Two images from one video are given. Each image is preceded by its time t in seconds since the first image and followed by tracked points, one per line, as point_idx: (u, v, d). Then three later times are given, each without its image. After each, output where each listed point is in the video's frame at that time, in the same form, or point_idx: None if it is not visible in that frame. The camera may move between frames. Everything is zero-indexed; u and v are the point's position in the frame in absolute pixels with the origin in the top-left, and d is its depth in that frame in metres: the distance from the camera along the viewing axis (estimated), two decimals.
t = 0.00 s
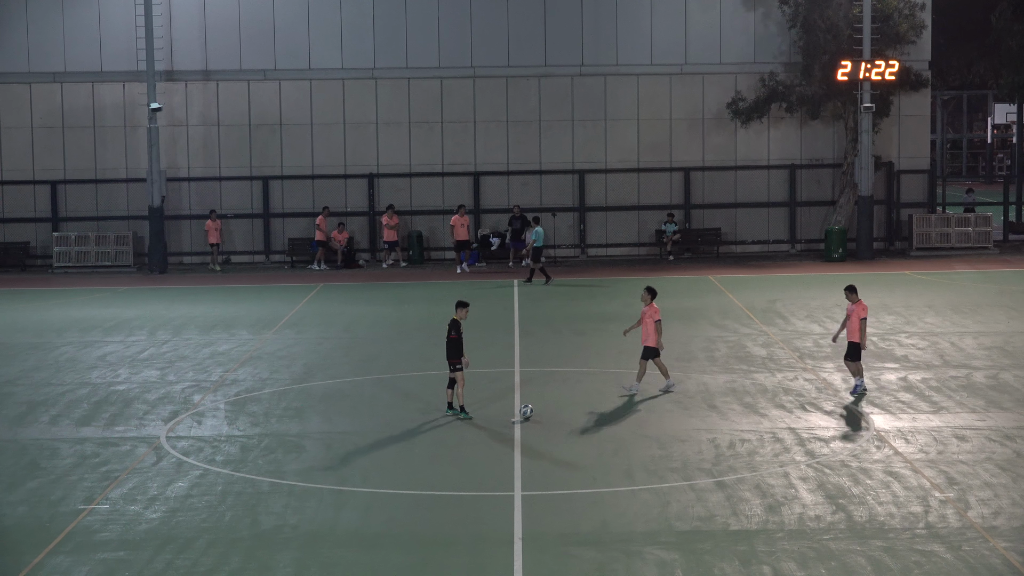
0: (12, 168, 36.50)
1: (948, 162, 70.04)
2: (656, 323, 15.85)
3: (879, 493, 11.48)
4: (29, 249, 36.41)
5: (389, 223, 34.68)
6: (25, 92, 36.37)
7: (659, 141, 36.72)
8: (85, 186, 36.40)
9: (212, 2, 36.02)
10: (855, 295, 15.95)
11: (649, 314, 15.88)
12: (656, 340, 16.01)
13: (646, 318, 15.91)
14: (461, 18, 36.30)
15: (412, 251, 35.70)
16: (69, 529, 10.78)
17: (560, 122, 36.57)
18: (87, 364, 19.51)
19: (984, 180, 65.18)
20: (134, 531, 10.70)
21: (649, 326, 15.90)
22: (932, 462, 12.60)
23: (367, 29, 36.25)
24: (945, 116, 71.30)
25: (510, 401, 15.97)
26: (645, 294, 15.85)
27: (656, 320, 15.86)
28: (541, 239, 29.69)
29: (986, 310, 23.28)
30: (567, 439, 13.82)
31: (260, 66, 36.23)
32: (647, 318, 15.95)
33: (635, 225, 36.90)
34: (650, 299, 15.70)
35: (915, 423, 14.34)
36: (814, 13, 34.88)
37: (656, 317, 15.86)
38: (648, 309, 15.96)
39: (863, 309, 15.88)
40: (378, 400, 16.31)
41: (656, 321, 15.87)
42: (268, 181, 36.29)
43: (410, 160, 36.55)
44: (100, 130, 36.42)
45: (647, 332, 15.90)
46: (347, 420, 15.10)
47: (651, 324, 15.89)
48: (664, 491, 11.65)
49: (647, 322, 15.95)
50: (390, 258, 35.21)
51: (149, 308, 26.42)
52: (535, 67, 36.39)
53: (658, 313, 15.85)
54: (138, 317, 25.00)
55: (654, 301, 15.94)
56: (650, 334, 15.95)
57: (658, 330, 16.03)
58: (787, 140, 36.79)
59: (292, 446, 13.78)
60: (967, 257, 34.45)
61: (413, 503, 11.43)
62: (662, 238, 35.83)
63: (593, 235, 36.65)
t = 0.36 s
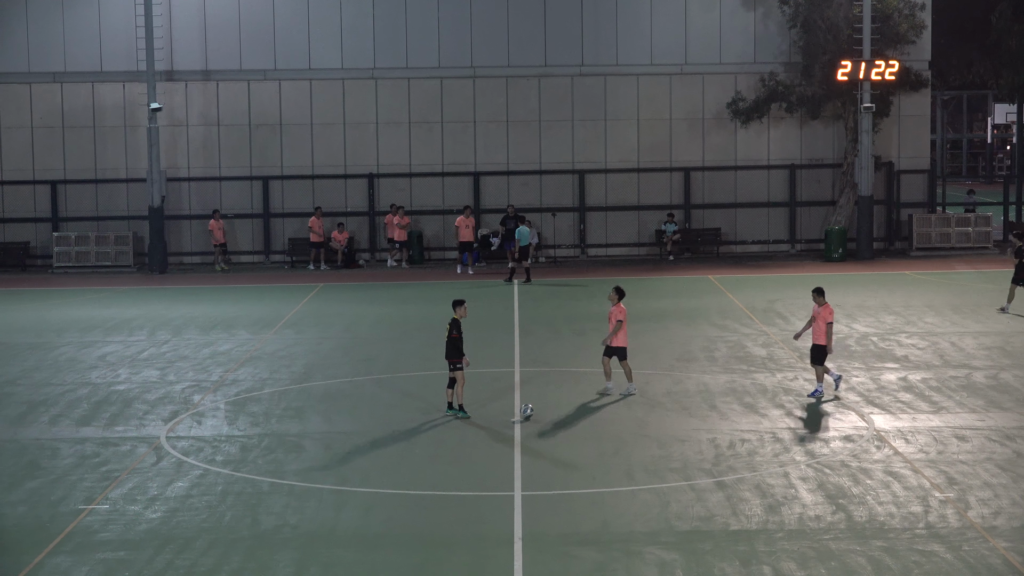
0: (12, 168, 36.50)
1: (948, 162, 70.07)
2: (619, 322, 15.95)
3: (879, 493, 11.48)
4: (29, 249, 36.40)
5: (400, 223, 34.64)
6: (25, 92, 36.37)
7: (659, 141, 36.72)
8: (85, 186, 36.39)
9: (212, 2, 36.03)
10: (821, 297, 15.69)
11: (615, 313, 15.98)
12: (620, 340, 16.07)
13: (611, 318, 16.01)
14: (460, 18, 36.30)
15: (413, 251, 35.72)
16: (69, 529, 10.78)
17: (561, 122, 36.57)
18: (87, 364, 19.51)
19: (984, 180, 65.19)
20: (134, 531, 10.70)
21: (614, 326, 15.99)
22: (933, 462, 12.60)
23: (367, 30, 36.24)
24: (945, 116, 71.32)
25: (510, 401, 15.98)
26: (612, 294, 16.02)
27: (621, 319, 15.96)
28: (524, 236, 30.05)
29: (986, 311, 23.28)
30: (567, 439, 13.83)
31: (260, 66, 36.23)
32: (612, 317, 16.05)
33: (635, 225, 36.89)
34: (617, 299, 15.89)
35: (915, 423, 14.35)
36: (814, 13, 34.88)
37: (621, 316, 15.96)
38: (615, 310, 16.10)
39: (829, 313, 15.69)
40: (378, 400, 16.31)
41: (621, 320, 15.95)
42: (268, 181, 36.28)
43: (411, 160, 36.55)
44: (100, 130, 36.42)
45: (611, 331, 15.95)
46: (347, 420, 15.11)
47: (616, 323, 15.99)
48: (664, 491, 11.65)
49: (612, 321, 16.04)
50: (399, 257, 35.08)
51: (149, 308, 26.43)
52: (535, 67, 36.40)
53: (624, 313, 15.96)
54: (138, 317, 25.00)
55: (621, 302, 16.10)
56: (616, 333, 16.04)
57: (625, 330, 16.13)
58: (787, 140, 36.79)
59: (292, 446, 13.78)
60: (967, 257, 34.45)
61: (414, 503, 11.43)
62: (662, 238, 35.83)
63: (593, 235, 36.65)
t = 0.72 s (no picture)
0: (12, 168, 36.50)
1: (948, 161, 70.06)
2: (585, 322, 15.84)
3: (879, 492, 11.49)
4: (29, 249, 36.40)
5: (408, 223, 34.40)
6: (25, 92, 36.37)
7: (659, 141, 36.72)
8: (85, 186, 36.39)
9: (212, 2, 36.02)
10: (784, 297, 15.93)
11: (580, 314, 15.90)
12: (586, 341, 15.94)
13: (576, 319, 15.93)
14: (461, 18, 36.30)
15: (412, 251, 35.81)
16: (69, 529, 10.79)
17: (561, 122, 36.58)
18: (87, 364, 19.51)
19: (984, 180, 65.21)
20: (134, 531, 10.71)
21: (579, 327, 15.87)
22: (933, 462, 12.60)
23: (367, 30, 36.25)
24: (945, 115, 71.33)
25: (510, 401, 15.98)
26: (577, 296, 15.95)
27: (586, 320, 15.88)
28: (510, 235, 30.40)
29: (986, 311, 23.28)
30: (567, 439, 13.83)
31: (260, 66, 36.22)
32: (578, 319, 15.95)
33: (635, 225, 36.88)
34: (582, 299, 15.85)
35: (915, 423, 14.35)
36: (814, 13, 34.89)
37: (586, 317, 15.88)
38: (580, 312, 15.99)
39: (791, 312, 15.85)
40: (378, 400, 16.32)
41: (587, 320, 15.86)
42: (268, 181, 36.27)
43: (410, 160, 36.55)
44: (100, 130, 36.42)
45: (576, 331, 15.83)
46: (347, 420, 15.10)
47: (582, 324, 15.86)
48: (664, 491, 11.65)
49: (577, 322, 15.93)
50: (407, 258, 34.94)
51: (149, 308, 26.42)
52: (535, 67, 36.40)
53: (589, 314, 15.89)
54: (138, 317, 25.00)
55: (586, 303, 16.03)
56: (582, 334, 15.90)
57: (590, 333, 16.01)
58: (787, 140, 36.79)
59: (292, 446, 13.78)
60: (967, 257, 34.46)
61: (414, 503, 11.44)
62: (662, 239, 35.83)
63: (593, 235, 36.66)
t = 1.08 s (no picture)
0: (12, 168, 36.50)
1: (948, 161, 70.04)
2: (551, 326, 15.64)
3: (879, 492, 11.48)
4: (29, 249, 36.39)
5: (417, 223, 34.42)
6: (25, 92, 36.38)
7: (659, 141, 36.72)
8: (84, 186, 36.39)
9: (212, 2, 36.03)
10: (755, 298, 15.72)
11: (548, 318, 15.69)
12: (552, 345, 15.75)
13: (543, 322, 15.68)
14: (461, 17, 36.30)
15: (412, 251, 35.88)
16: (69, 529, 10.78)
17: (561, 122, 36.58)
18: (87, 364, 19.51)
19: (984, 180, 65.22)
20: (134, 531, 10.70)
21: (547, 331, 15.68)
22: (933, 462, 12.60)
23: (367, 30, 36.25)
24: (945, 116, 71.35)
25: (510, 402, 15.98)
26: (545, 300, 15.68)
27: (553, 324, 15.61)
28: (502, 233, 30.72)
29: (986, 311, 23.28)
30: (567, 439, 13.83)
31: (260, 66, 36.22)
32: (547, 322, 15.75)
33: (635, 225, 36.87)
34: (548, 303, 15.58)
35: (915, 423, 14.34)
36: (814, 13, 34.90)
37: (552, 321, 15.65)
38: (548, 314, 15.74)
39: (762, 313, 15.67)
40: (378, 400, 16.31)
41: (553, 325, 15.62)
42: (268, 181, 36.26)
43: (410, 160, 36.55)
44: (100, 130, 36.42)
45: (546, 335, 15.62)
46: (347, 420, 15.10)
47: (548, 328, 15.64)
48: (664, 491, 11.65)
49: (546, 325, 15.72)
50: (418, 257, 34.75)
51: (149, 308, 26.41)
52: (535, 67, 36.40)
53: (555, 318, 15.61)
54: (138, 317, 24.99)
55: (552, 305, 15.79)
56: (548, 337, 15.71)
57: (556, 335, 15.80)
58: (787, 140, 36.79)
59: (292, 446, 13.78)
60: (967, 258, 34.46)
61: (413, 503, 11.44)
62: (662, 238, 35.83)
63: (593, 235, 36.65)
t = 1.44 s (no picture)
0: (12, 168, 36.49)
1: (948, 161, 70.06)
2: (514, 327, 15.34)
3: (880, 493, 11.49)
4: (29, 249, 36.39)
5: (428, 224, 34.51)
6: (25, 92, 36.39)
7: (659, 141, 36.72)
8: (84, 186, 36.39)
9: (212, 2, 36.03)
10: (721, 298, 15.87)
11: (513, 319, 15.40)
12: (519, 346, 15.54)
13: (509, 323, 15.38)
14: (461, 17, 36.29)
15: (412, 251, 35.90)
16: (69, 529, 10.79)
17: (560, 122, 36.58)
18: (87, 364, 19.51)
19: (984, 180, 65.21)
20: (134, 531, 10.71)
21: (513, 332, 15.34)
22: (932, 462, 12.61)
23: (367, 30, 36.26)
24: (946, 116, 71.35)
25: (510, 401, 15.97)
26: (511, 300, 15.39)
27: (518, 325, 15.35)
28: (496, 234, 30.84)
29: (986, 311, 23.29)
30: (567, 438, 13.83)
31: (260, 66, 36.22)
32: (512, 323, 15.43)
33: (635, 225, 36.88)
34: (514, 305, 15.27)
35: (915, 423, 14.35)
36: (814, 13, 34.92)
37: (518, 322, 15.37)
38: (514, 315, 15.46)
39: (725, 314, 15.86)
40: (379, 400, 16.31)
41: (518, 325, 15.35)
42: (268, 181, 36.27)
43: (410, 160, 36.55)
44: (100, 130, 36.41)
45: (507, 337, 15.27)
46: (347, 420, 15.11)
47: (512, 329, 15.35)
48: (664, 491, 11.65)
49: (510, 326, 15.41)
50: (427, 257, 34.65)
51: (149, 309, 26.41)
52: (535, 67, 36.40)
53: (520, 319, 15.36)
54: (138, 317, 25.00)
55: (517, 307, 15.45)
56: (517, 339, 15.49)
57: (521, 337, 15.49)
58: (787, 140, 36.79)
59: (293, 446, 13.78)
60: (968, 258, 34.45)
61: (413, 502, 11.44)
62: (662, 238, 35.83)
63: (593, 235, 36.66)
